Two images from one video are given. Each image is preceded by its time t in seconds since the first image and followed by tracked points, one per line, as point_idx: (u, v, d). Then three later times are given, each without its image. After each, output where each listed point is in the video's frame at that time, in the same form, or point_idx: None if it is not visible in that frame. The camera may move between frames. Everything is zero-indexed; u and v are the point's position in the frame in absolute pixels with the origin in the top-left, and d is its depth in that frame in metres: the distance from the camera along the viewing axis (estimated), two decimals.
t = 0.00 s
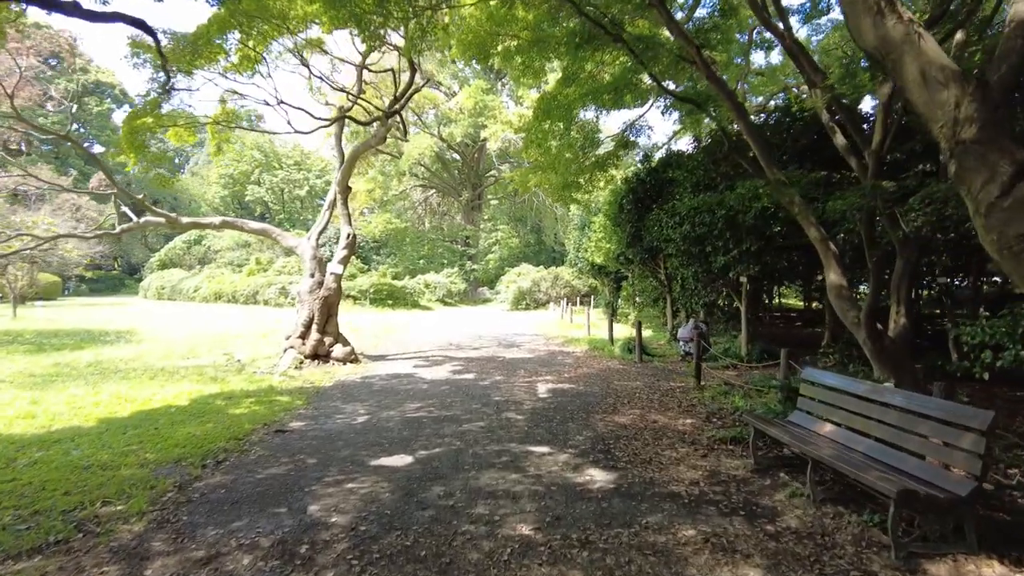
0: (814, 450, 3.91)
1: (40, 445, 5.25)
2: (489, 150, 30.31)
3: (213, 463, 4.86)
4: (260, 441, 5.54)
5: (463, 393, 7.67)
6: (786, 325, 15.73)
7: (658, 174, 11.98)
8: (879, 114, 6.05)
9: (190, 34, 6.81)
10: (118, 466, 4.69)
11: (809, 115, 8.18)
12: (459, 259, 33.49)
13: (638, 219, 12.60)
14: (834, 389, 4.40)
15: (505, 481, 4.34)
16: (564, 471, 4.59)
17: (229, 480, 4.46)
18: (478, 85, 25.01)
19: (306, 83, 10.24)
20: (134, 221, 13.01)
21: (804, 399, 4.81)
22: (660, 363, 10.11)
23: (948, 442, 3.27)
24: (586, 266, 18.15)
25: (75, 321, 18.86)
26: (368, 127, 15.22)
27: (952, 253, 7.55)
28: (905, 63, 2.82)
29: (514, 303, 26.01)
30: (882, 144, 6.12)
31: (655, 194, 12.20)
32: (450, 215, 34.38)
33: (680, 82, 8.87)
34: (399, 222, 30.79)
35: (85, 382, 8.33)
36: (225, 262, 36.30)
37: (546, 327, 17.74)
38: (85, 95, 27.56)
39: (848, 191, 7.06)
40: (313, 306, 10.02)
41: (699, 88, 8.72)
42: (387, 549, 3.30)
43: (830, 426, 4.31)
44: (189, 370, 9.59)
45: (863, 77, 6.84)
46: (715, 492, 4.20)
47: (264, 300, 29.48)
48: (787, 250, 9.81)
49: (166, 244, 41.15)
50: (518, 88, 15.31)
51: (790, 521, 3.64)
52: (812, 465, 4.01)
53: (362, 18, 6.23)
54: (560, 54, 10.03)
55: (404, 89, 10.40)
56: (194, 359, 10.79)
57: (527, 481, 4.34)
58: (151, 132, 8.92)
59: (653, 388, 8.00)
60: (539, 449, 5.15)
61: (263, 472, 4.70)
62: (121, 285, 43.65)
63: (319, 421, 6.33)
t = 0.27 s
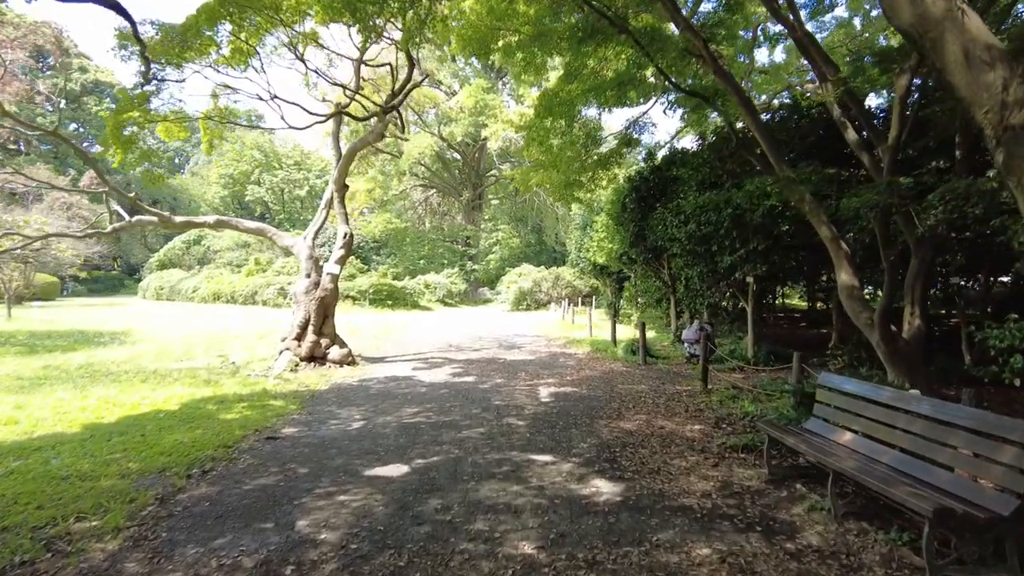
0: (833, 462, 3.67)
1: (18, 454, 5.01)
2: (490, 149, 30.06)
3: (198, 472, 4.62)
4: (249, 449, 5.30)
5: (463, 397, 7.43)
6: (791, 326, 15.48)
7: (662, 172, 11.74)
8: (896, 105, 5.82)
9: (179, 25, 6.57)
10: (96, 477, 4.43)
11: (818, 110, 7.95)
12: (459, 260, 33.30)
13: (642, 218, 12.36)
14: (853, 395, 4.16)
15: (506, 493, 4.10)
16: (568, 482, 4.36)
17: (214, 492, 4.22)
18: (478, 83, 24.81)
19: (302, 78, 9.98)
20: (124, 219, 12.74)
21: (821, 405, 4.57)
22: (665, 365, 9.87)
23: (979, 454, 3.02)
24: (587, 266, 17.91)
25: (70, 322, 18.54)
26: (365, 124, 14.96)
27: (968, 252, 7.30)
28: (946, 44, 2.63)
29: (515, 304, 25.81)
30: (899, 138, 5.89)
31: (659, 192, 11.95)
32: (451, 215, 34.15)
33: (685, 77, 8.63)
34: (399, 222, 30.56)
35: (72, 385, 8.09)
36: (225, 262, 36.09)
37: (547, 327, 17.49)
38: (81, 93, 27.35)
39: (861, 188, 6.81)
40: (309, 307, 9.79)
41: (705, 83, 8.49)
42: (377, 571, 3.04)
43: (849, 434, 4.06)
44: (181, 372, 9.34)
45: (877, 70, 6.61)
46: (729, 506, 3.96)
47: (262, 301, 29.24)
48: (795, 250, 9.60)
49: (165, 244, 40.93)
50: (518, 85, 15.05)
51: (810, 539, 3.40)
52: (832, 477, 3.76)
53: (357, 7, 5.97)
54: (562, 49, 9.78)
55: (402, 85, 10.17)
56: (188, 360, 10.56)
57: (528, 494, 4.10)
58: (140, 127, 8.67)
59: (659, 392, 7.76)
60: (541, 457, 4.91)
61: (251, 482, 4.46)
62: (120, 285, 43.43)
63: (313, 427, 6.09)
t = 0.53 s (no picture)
0: (854, 471, 3.43)
1: None
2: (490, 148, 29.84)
3: (182, 480, 4.38)
4: (238, 455, 5.08)
5: (461, 399, 7.21)
6: (795, 326, 15.26)
7: (665, 169, 11.52)
8: (912, 96, 5.60)
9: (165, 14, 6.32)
10: (75, 485, 4.21)
11: (826, 103, 7.74)
12: (460, 259, 33.11)
13: (645, 216, 12.14)
14: (873, 400, 3.92)
15: (506, 504, 3.88)
16: (571, 492, 4.13)
17: (198, 502, 3.99)
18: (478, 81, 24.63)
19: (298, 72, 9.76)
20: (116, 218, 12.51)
21: (838, 410, 4.34)
22: (669, 366, 9.65)
23: (1015, 463, 2.78)
24: (589, 265, 17.70)
25: (66, 322, 18.35)
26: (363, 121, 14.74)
27: (983, 250, 7.08)
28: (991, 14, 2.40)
29: (516, 304, 25.58)
30: (915, 130, 5.67)
31: (663, 190, 11.73)
32: (451, 214, 33.93)
33: (689, 70, 8.42)
34: (398, 221, 30.35)
35: (60, 388, 7.87)
36: (224, 262, 35.90)
37: (549, 327, 17.27)
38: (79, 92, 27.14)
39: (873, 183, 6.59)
40: (304, 307, 9.58)
41: (710, 76, 8.27)
42: None
43: (869, 441, 3.83)
44: (173, 374, 9.13)
45: (890, 61, 6.38)
46: (741, 517, 3.74)
47: (261, 300, 29.03)
48: (801, 247, 9.40)
49: (165, 244, 40.74)
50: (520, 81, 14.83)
51: (831, 555, 3.17)
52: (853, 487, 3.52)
53: None
54: (563, 43, 9.56)
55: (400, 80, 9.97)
56: (181, 362, 10.34)
57: (530, 504, 3.88)
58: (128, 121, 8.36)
59: (663, 394, 7.54)
60: (543, 464, 4.69)
61: (238, 491, 4.23)
62: (119, 285, 43.25)
63: (305, 432, 5.87)
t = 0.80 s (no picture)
0: (880, 488, 3.21)
1: None
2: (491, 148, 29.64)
3: (167, 495, 4.17)
4: (228, 466, 4.86)
5: (461, 405, 6.98)
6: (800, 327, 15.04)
7: (669, 169, 11.30)
8: (929, 91, 5.38)
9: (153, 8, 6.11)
10: (54, 500, 4.00)
11: (835, 101, 7.55)
12: (460, 260, 32.94)
13: (648, 216, 11.92)
14: (896, 410, 3.70)
15: (508, 521, 3.66)
16: (576, 508, 3.92)
17: (183, 518, 3.78)
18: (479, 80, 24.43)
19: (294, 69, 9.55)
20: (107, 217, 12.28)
21: (857, 421, 4.11)
22: (673, 370, 9.44)
23: None
24: (591, 266, 17.50)
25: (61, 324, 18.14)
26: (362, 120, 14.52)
27: (998, 251, 6.87)
28: None
29: (516, 305, 25.38)
30: (932, 126, 5.45)
31: (666, 189, 11.51)
32: (451, 215, 33.73)
33: (695, 66, 8.21)
34: (399, 222, 30.16)
35: (49, 393, 7.66)
36: (223, 263, 35.72)
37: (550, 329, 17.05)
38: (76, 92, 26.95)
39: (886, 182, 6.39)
40: (301, 310, 9.37)
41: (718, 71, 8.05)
42: None
43: (894, 454, 3.60)
44: (167, 379, 8.92)
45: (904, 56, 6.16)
46: (757, 536, 3.53)
47: (260, 302, 28.82)
48: (809, 248, 9.21)
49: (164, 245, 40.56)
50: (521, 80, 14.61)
51: None
52: (877, 505, 3.30)
53: None
54: (565, 39, 9.34)
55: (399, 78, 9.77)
56: (175, 366, 10.13)
57: (533, 521, 3.66)
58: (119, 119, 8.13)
59: (669, 400, 7.33)
60: (546, 477, 4.48)
61: (226, 506, 4.02)
62: (119, 286, 43.07)
63: (299, 441, 5.66)
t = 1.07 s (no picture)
0: (914, 502, 2.96)
1: None
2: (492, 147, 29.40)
3: (149, 505, 3.93)
4: (216, 473, 4.62)
5: (462, 408, 6.75)
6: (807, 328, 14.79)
7: (673, 165, 11.04)
8: (952, 79, 5.13)
9: None
10: (28, 511, 3.77)
11: (848, 94, 7.30)
12: (461, 259, 32.76)
13: (652, 214, 11.68)
14: (925, 416, 3.45)
15: (510, 535, 3.42)
16: (583, 520, 3.68)
17: (163, 532, 3.54)
18: (479, 78, 24.25)
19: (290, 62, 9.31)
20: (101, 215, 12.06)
21: (880, 427, 3.87)
22: (679, 371, 9.20)
23: None
24: (593, 266, 17.25)
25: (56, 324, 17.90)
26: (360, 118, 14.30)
27: (1018, 249, 6.62)
28: None
29: (517, 304, 25.14)
30: (954, 117, 5.20)
31: (671, 187, 11.27)
32: (452, 214, 33.48)
33: (703, 58, 7.96)
34: (399, 221, 29.93)
35: (36, 396, 7.43)
36: (222, 263, 35.52)
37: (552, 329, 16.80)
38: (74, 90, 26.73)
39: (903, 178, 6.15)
40: (297, 309, 9.13)
41: (727, 63, 7.81)
42: None
43: (923, 463, 3.35)
44: (159, 380, 8.68)
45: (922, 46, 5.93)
46: (778, 551, 3.29)
47: (259, 301, 28.59)
48: (819, 246, 8.96)
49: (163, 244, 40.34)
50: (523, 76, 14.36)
51: None
52: (910, 520, 3.05)
53: None
54: (568, 31, 9.10)
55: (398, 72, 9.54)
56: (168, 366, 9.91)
57: (537, 536, 3.42)
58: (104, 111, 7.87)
59: (676, 403, 7.09)
60: (551, 486, 4.24)
61: (210, 518, 3.78)
62: (117, 286, 42.86)
63: (292, 446, 5.42)
